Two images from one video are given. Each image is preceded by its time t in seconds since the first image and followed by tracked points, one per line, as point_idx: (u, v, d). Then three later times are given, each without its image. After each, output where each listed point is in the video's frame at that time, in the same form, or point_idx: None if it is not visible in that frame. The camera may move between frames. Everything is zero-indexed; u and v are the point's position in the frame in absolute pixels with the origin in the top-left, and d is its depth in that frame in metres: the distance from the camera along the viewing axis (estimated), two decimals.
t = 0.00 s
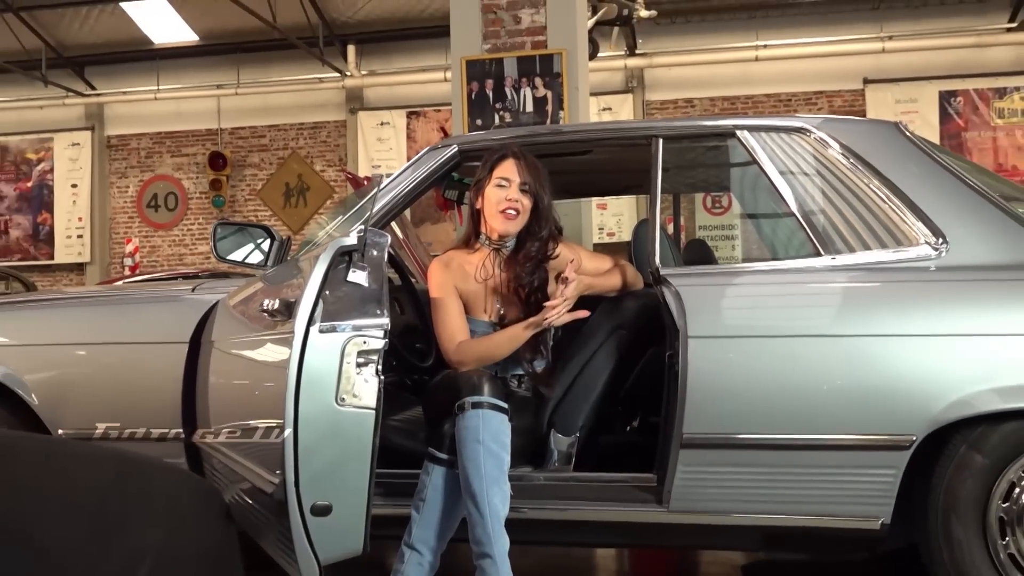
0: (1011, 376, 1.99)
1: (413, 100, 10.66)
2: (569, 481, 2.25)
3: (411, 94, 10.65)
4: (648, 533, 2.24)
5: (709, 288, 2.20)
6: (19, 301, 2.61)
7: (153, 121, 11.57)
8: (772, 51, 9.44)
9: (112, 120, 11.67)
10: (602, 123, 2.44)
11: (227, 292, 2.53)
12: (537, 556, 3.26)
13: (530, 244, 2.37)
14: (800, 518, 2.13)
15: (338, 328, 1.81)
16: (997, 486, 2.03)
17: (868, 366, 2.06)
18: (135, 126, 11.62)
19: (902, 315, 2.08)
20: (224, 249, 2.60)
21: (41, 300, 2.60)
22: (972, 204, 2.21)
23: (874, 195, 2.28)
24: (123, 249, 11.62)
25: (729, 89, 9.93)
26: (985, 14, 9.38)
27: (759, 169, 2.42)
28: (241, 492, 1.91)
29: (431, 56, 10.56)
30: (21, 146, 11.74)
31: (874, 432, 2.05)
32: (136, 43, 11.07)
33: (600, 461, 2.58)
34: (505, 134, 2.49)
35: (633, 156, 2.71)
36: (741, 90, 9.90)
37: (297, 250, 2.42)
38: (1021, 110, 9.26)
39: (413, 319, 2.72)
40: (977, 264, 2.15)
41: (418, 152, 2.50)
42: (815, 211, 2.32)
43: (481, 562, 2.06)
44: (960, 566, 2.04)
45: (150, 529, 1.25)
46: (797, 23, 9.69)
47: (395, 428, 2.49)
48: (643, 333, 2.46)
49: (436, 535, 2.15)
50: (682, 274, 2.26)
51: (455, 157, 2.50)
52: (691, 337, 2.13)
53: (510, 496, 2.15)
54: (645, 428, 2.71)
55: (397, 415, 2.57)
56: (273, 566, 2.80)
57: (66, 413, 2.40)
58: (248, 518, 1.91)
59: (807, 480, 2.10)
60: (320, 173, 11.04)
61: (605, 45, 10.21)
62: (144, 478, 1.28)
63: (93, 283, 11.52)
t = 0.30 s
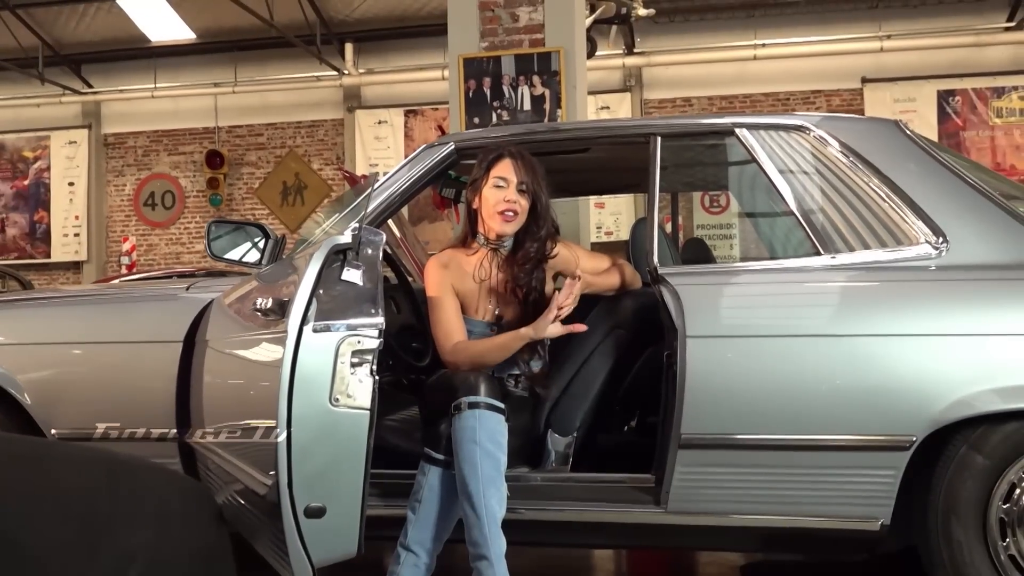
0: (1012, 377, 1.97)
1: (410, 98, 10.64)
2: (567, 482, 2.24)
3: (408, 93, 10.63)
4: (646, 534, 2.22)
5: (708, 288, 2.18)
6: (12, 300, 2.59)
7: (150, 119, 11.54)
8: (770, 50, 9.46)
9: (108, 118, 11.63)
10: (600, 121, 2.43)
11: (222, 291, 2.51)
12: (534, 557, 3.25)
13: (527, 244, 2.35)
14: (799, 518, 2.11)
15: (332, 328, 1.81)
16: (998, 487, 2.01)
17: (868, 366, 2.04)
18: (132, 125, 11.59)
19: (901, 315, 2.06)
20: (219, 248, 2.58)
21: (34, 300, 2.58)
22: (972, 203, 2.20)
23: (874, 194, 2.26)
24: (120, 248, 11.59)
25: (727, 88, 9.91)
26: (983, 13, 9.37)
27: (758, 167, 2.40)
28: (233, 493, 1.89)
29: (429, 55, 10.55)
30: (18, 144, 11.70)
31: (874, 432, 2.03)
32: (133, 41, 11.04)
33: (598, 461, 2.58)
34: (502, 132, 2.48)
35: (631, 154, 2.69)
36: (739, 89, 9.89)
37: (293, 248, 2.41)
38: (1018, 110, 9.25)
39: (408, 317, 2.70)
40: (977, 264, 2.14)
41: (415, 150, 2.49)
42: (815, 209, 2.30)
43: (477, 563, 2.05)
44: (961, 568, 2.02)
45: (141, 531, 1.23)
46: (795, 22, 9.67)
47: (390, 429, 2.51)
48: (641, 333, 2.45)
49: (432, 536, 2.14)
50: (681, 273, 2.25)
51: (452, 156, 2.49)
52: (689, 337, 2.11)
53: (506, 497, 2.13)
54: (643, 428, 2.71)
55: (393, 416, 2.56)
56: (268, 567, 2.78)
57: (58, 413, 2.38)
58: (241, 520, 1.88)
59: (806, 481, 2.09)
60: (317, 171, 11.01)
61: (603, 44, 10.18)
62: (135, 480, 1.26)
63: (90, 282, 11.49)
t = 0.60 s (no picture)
0: (1015, 376, 1.96)
1: (408, 97, 10.62)
2: (567, 482, 2.23)
3: (407, 91, 10.61)
4: (646, 535, 2.21)
5: (708, 286, 2.17)
6: (8, 301, 2.57)
7: (148, 118, 11.51)
8: (769, 48, 9.45)
9: (106, 117, 11.60)
10: (600, 119, 2.41)
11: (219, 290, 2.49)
12: (533, 558, 3.23)
13: (526, 243, 2.33)
14: (800, 519, 2.10)
15: (330, 329, 1.80)
16: (1001, 487, 2.00)
17: (870, 366, 2.03)
18: (130, 124, 11.56)
19: (903, 313, 2.05)
20: (216, 247, 2.56)
21: (30, 300, 2.56)
22: (973, 201, 2.19)
23: (875, 192, 2.25)
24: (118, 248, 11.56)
25: (726, 86, 9.90)
26: (982, 11, 9.36)
27: (758, 165, 2.38)
28: (230, 495, 1.89)
29: (427, 53, 10.53)
30: (15, 144, 11.66)
31: (876, 432, 2.02)
32: (130, 40, 11.00)
33: (596, 461, 2.57)
34: (501, 130, 2.46)
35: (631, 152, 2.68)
36: (738, 88, 9.87)
37: (291, 247, 2.39)
38: (1018, 108, 9.24)
39: (408, 317, 2.68)
40: (979, 263, 2.12)
41: (414, 148, 2.47)
42: (815, 207, 2.29)
43: (477, 564, 2.04)
44: (964, 568, 2.01)
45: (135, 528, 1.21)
46: (794, 20, 9.66)
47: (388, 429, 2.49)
48: (641, 332, 2.43)
49: (432, 537, 2.13)
50: (681, 272, 2.23)
51: (450, 154, 2.47)
52: (690, 336, 2.10)
53: (505, 497, 2.12)
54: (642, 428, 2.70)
55: (392, 416, 2.56)
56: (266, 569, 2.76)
57: (55, 414, 2.36)
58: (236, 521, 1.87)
59: (808, 481, 2.07)
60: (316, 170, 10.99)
61: (601, 42, 10.16)
62: (125, 478, 1.25)
63: (87, 281, 11.47)
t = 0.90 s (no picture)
0: (1019, 375, 1.94)
1: (407, 96, 10.60)
2: (568, 483, 2.21)
3: (405, 90, 10.59)
4: (646, 537, 2.19)
5: (708, 285, 2.15)
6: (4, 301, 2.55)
7: (145, 118, 11.48)
8: (768, 45, 9.42)
9: (104, 117, 11.57)
10: (598, 117, 2.39)
11: (216, 290, 2.47)
12: (533, 559, 3.21)
13: (524, 245, 2.31)
14: (803, 520, 2.08)
15: (326, 329, 1.77)
16: (1005, 487, 1.98)
17: (872, 364, 2.01)
18: (128, 123, 11.53)
19: (906, 312, 2.03)
20: (212, 247, 2.54)
21: (24, 300, 2.53)
22: (976, 198, 2.16)
23: (877, 189, 2.22)
24: (117, 247, 11.53)
25: (724, 84, 9.88)
26: (981, 8, 9.34)
27: (758, 162, 2.36)
28: (226, 497, 1.86)
29: (426, 52, 10.50)
30: (13, 143, 11.63)
31: (878, 431, 2.00)
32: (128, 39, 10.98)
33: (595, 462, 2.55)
34: (499, 127, 2.44)
35: (631, 150, 2.65)
36: (737, 85, 9.84)
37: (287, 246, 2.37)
38: (1017, 105, 9.22)
39: (406, 316, 2.65)
40: (983, 261, 2.10)
41: (410, 146, 2.45)
42: (817, 204, 2.26)
43: (477, 567, 2.02)
44: (967, 568, 1.99)
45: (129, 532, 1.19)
46: (793, 18, 9.63)
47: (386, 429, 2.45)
48: (641, 330, 2.41)
49: (431, 539, 2.11)
50: (681, 271, 2.21)
51: (448, 152, 2.45)
52: (691, 335, 2.08)
53: (505, 499, 2.10)
54: (642, 428, 2.67)
55: (390, 416, 2.54)
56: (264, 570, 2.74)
57: (50, 416, 2.34)
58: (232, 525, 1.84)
59: (810, 482, 2.05)
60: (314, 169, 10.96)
61: (600, 40, 10.14)
62: (117, 483, 1.23)
63: (86, 281, 11.44)
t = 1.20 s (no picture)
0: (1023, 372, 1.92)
1: (404, 94, 10.56)
2: (567, 482, 2.19)
3: (403, 88, 10.56)
4: (647, 536, 2.16)
5: (708, 282, 2.12)
6: None
7: (143, 116, 11.45)
8: (767, 42, 9.39)
9: (101, 115, 11.53)
10: (596, 111, 2.36)
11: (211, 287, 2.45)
12: (532, 560, 3.19)
13: (523, 243, 2.29)
14: (805, 519, 2.06)
15: (320, 327, 1.77)
16: (1010, 485, 1.96)
17: (874, 362, 1.99)
18: (125, 121, 11.49)
19: (909, 308, 2.00)
20: (207, 246, 2.51)
21: (18, 299, 2.50)
22: (980, 193, 2.14)
23: (879, 184, 2.20)
24: (114, 246, 11.50)
25: (722, 81, 9.85)
26: (980, 4, 9.30)
27: (758, 157, 2.33)
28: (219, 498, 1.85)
29: (424, 49, 10.47)
30: (10, 142, 11.60)
31: (881, 429, 1.97)
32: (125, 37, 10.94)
33: (595, 463, 2.52)
34: (496, 123, 2.41)
35: (629, 146, 2.62)
36: (736, 82, 9.81)
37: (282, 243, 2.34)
38: (1016, 101, 9.20)
39: (403, 314, 2.63)
40: (986, 256, 2.08)
41: (408, 142, 2.42)
42: (818, 200, 2.23)
43: (476, 568, 1.99)
44: (970, 567, 1.98)
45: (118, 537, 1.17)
46: (792, 14, 9.60)
47: (384, 428, 2.40)
48: (641, 329, 2.38)
49: (428, 540, 2.09)
50: (681, 267, 2.18)
51: (445, 148, 2.42)
52: (691, 333, 2.05)
53: (504, 499, 2.08)
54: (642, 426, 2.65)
55: (387, 415, 2.48)
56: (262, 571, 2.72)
57: (43, 416, 2.31)
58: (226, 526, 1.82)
59: (812, 481, 2.03)
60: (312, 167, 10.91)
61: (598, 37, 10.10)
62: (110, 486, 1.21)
63: (83, 280, 11.41)
